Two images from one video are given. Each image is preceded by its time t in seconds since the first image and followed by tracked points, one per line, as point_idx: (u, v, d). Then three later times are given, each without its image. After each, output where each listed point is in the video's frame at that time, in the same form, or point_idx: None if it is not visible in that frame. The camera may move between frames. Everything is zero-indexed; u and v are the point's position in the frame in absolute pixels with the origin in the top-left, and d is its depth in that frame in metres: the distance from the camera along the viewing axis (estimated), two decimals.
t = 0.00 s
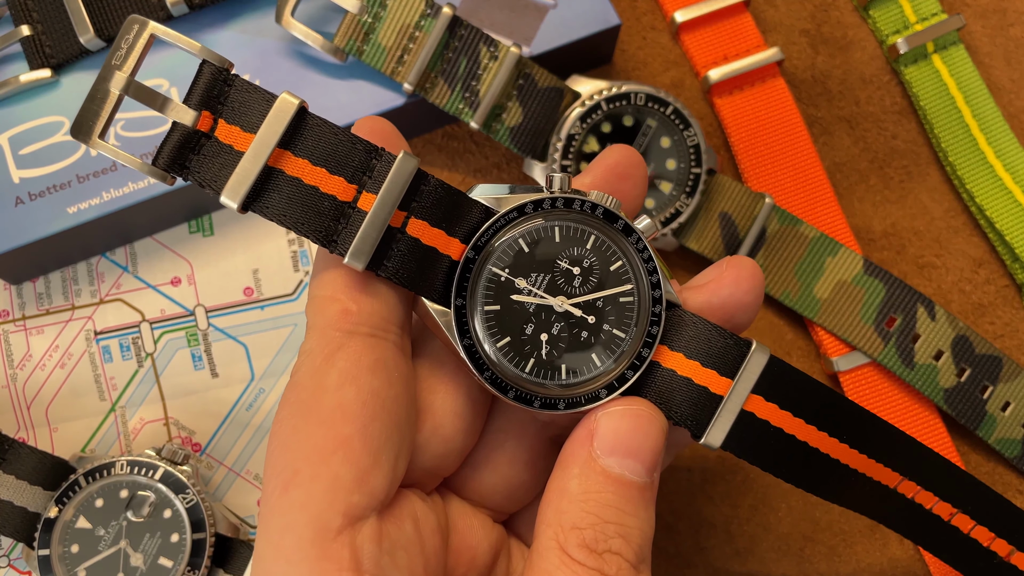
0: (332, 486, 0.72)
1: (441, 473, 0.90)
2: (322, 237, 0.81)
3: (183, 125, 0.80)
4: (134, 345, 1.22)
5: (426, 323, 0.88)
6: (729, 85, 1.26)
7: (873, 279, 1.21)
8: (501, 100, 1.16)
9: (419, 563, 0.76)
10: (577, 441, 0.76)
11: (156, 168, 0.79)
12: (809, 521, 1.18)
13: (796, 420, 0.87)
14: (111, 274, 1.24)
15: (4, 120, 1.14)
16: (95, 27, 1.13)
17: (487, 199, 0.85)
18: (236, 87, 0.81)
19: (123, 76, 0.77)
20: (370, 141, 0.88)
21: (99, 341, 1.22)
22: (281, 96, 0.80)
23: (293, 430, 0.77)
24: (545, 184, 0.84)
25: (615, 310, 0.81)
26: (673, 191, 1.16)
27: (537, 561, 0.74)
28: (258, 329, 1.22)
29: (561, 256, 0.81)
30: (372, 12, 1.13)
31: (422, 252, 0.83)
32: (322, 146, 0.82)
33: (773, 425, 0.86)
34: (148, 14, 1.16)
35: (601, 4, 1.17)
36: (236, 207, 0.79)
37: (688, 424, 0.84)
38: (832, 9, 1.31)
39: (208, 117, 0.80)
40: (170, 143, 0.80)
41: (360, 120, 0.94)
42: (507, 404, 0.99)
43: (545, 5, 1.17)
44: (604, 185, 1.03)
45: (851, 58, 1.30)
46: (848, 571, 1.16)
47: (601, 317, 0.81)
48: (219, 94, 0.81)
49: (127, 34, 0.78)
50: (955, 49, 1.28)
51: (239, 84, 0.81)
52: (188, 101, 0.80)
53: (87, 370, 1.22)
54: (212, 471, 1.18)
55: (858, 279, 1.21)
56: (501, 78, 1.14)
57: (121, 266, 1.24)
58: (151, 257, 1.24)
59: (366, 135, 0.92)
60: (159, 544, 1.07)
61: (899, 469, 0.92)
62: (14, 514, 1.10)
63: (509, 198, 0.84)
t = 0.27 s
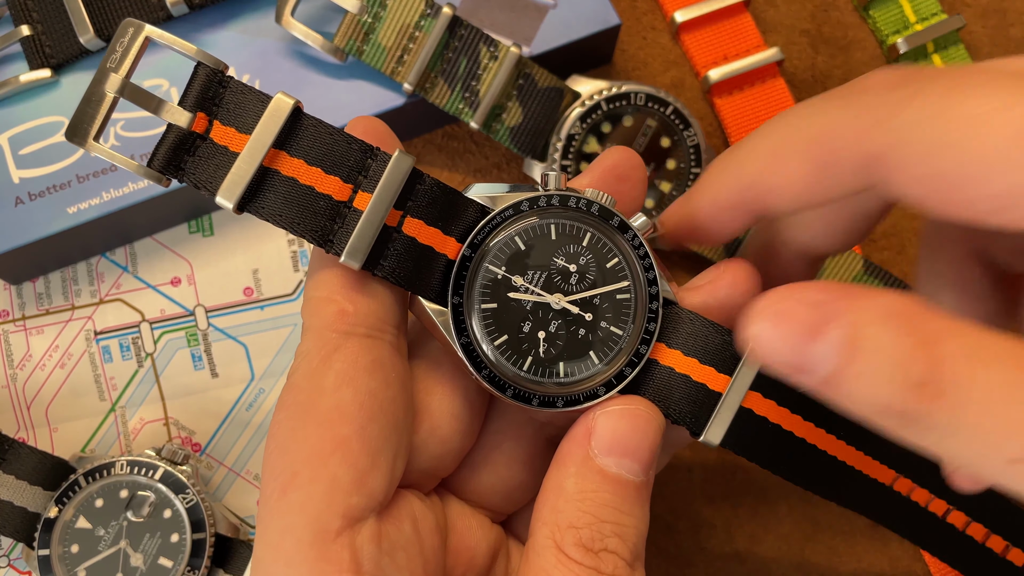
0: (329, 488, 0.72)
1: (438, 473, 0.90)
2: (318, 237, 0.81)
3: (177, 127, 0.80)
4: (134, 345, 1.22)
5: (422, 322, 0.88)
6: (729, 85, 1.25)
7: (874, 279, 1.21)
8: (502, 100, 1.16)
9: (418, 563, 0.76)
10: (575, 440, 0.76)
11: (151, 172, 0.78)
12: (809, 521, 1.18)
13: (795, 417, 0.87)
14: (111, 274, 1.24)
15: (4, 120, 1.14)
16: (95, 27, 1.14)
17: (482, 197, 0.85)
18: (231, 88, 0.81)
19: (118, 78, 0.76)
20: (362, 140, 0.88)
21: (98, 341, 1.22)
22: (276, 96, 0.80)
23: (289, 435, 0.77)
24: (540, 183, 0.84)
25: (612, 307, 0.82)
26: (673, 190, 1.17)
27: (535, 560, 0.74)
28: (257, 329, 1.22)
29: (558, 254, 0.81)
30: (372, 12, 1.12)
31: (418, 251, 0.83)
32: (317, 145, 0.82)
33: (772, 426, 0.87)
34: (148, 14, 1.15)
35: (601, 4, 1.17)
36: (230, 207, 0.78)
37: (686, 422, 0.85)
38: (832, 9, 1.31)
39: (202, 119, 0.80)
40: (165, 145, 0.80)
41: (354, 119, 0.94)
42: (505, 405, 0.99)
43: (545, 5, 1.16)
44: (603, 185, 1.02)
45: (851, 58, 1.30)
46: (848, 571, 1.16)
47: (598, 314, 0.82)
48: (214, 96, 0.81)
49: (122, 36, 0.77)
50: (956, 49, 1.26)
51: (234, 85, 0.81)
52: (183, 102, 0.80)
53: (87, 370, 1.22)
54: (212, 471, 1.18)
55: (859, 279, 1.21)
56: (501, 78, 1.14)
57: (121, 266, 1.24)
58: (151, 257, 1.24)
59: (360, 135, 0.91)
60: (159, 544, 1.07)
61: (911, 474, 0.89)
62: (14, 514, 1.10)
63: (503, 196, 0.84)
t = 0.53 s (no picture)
0: (312, 495, 0.72)
1: (429, 473, 0.89)
2: (304, 239, 0.81)
3: (160, 130, 0.80)
4: (134, 345, 1.22)
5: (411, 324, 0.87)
6: (729, 85, 1.26)
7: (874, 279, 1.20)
8: (502, 100, 1.15)
9: (408, 564, 0.76)
10: (565, 438, 0.76)
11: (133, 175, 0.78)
12: (809, 521, 1.18)
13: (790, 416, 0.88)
14: (111, 273, 1.24)
15: (4, 120, 1.14)
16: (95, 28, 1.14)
17: (469, 197, 0.85)
18: (214, 90, 0.81)
19: (98, 81, 0.76)
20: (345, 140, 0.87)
21: (98, 341, 1.22)
22: (259, 97, 0.80)
23: (268, 442, 0.76)
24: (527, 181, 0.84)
25: (601, 305, 0.82)
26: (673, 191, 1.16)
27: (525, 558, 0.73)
28: (256, 329, 1.22)
29: (545, 253, 0.81)
30: (372, 12, 1.12)
31: (405, 252, 0.83)
32: (301, 147, 0.82)
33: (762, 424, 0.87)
34: (148, 14, 1.15)
35: (602, 4, 1.18)
36: (216, 210, 0.78)
37: (676, 420, 0.84)
38: (832, 9, 1.31)
39: (185, 121, 0.80)
40: (147, 149, 0.79)
41: (330, 116, 0.93)
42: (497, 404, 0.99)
43: (545, 5, 1.16)
44: (590, 183, 1.02)
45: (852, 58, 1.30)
46: (848, 571, 1.16)
47: (587, 313, 0.82)
48: (196, 98, 0.81)
49: (101, 39, 0.77)
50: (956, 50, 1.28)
51: (217, 87, 0.81)
52: (165, 105, 0.80)
53: (87, 370, 1.22)
54: (212, 471, 1.18)
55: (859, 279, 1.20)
56: (501, 78, 1.13)
57: (121, 266, 1.24)
58: (151, 258, 1.24)
59: (337, 132, 0.91)
60: (159, 543, 1.07)
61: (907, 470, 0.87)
62: (14, 514, 1.09)
63: (491, 195, 0.84)
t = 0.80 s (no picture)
0: (310, 494, 0.72)
1: (428, 475, 0.89)
2: (298, 241, 0.81)
3: (155, 138, 0.80)
4: (134, 345, 1.22)
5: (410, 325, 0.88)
6: (729, 85, 1.25)
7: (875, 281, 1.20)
8: (502, 100, 1.15)
9: (407, 563, 0.75)
10: (565, 436, 0.76)
11: (130, 183, 0.79)
12: (808, 521, 1.18)
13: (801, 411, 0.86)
14: (111, 273, 1.24)
15: (4, 120, 1.14)
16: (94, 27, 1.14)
17: (463, 196, 0.84)
18: (206, 97, 0.81)
19: (93, 91, 0.77)
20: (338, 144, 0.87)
21: (99, 341, 1.22)
22: (250, 103, 0.80)
23: (265, 443, 0.76)
24: (521, 179, 0.84)
25: (598, 301, 0.82)
26: (673, 191, 1.15)
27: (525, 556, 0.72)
28: (256, 329, 1.22)
29: (540, 250, 0.81)
30: (372, 11, 1.12)
31: (400, 252, 0.83)
32: (293, 151, 0.82)
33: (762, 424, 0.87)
34: (148, 13, 1.14)
35: (602, 4, 1.18)
36: (211, 216, 0.78)
37: (679, 415, 0.84)
38: (832, 9, 1.31)
39: (179, 129, 0.80)
40: (142, 157, 0.80)
41: (327, 120, 0.93)
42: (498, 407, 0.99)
43: (545, 5, 1.16)
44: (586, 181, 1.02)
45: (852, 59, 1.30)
46: (848, 571, 1.16)
47: (584, 308, 0.82)
48: (190, 105, 0.81)
49: (94, 50, 0.78)
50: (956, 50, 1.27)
51: (209, 94, 0.81)
52: (159, 113, 0.80)
53: (87, 370, 1.22)
54: (212, 471, 1.18)
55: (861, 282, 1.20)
56: (501, 78, 1.13)
57: (121, 266, 1.24)
58: (151, 258, 1.24)
59: (333, 136, 0.90)
60: (159, 543, 1.07)
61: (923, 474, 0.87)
62: (14, 514, 1.09)
63: (486, 193, 0.83)
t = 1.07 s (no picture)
0: (319, 483, 0.72)
1: (431, 471, 0.90)
2: (305, 240, 0.81)
3: (164, 135, 0.80)
4: (133, 345, 1.22)
5: (412, 321, 0.87)
6: (729, 85, 1.26)
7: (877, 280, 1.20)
8: (502, 100, 1.16)
9: (411, 556, 0.76)
10: (569, 433, 0.76)
11: (140, 179, 0.79)
12: (808, 521, 1.18)
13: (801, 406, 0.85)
14: (111, 274, 1.24)
15: (4, 120, 1.14)
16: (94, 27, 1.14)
17: (468, 196, 0.84)
18: (214, 94, 0.81)
19: (102, 89, 0.77)
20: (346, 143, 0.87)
21: (98, 341, 1.22)
22: (258, 101, 0.79)
23: (274, 430, 0.77)
24: (523, 179, 0.83)
25: (597, 301, 0.82)
26: (673, 191, 1.15)
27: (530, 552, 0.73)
28: (256, 329, 1.22)
29: (542, 250, 0.81)
30: (372, 11, 1.12)
31: (404, 251, 0.83)
32: (301, 149, 0.82)
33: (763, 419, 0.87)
34: (148, 13, 1.15)
35: (601, 4, 1.17)
36: (219, 214, 0.78)
37: (675, 408, 0.85)
38: (832, 9, 1.31)
39: (188, 125, 0.80)
40: (152, 152, 0.80)
41: (329, 122, 0.93)
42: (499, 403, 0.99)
43: (545, 5, 1.17)
44: (581, 179, 1.02)
45: (851, 59, 1.30)
46: (848, 570, 1.17)
47: (584, 308, 0.82)
48: (198, 102, 0.81)
49: (106, 45, 0.78)
50: (955, 49, 1.28)
51: (218, 91, 0.81)
52: (168, 110, 0.80)
53: (87, 371, 1.22)
54: (212, 471, 1.18)
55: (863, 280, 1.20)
56: (501, 78, 1.14)
57: (121, 266, 1.24)
58: (151, 258, 1.24)
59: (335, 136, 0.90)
60: (159, 544, 1.07)
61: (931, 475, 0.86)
62: (14, 514, 1.09)
63: (491, 193, 0.83)
